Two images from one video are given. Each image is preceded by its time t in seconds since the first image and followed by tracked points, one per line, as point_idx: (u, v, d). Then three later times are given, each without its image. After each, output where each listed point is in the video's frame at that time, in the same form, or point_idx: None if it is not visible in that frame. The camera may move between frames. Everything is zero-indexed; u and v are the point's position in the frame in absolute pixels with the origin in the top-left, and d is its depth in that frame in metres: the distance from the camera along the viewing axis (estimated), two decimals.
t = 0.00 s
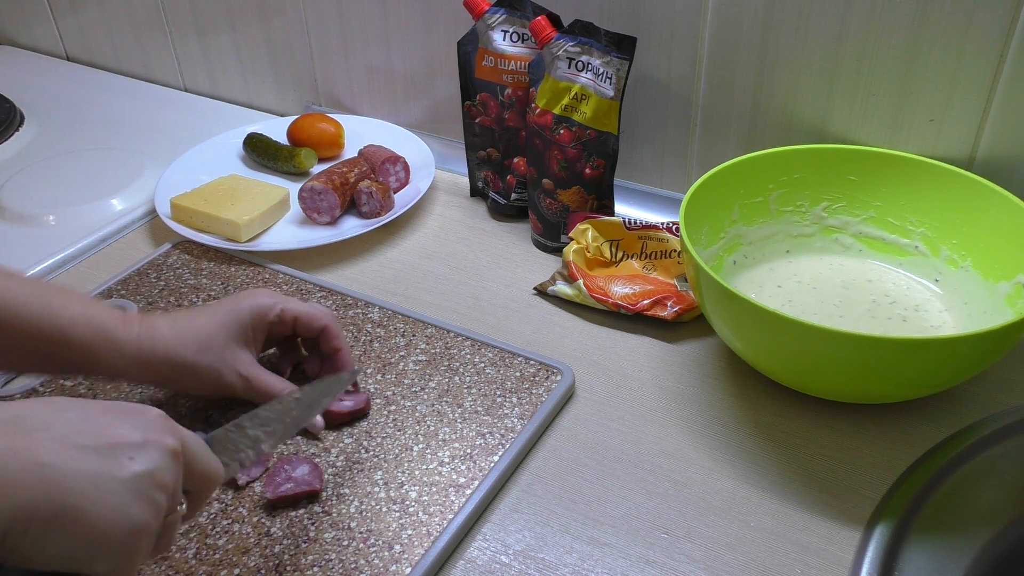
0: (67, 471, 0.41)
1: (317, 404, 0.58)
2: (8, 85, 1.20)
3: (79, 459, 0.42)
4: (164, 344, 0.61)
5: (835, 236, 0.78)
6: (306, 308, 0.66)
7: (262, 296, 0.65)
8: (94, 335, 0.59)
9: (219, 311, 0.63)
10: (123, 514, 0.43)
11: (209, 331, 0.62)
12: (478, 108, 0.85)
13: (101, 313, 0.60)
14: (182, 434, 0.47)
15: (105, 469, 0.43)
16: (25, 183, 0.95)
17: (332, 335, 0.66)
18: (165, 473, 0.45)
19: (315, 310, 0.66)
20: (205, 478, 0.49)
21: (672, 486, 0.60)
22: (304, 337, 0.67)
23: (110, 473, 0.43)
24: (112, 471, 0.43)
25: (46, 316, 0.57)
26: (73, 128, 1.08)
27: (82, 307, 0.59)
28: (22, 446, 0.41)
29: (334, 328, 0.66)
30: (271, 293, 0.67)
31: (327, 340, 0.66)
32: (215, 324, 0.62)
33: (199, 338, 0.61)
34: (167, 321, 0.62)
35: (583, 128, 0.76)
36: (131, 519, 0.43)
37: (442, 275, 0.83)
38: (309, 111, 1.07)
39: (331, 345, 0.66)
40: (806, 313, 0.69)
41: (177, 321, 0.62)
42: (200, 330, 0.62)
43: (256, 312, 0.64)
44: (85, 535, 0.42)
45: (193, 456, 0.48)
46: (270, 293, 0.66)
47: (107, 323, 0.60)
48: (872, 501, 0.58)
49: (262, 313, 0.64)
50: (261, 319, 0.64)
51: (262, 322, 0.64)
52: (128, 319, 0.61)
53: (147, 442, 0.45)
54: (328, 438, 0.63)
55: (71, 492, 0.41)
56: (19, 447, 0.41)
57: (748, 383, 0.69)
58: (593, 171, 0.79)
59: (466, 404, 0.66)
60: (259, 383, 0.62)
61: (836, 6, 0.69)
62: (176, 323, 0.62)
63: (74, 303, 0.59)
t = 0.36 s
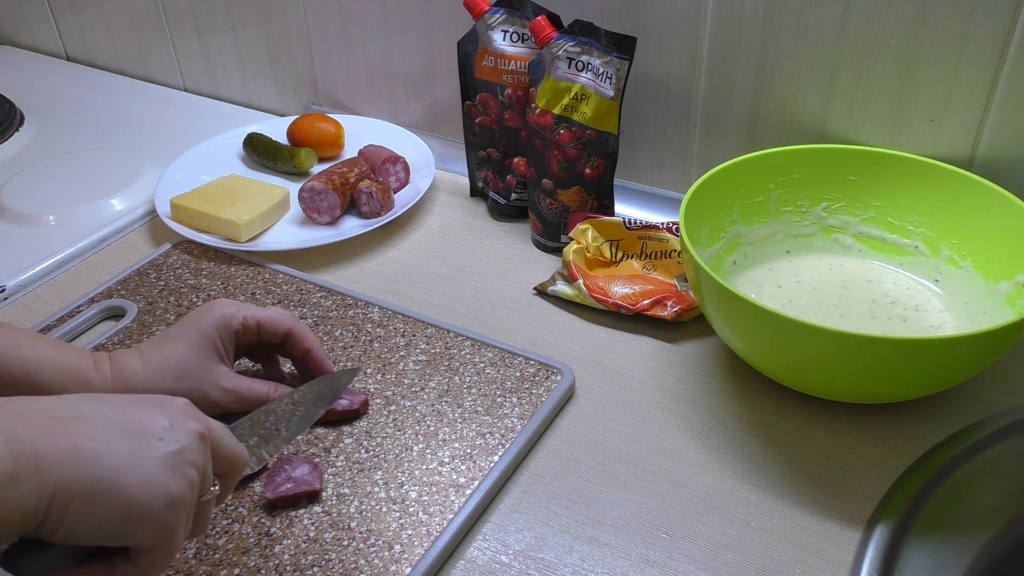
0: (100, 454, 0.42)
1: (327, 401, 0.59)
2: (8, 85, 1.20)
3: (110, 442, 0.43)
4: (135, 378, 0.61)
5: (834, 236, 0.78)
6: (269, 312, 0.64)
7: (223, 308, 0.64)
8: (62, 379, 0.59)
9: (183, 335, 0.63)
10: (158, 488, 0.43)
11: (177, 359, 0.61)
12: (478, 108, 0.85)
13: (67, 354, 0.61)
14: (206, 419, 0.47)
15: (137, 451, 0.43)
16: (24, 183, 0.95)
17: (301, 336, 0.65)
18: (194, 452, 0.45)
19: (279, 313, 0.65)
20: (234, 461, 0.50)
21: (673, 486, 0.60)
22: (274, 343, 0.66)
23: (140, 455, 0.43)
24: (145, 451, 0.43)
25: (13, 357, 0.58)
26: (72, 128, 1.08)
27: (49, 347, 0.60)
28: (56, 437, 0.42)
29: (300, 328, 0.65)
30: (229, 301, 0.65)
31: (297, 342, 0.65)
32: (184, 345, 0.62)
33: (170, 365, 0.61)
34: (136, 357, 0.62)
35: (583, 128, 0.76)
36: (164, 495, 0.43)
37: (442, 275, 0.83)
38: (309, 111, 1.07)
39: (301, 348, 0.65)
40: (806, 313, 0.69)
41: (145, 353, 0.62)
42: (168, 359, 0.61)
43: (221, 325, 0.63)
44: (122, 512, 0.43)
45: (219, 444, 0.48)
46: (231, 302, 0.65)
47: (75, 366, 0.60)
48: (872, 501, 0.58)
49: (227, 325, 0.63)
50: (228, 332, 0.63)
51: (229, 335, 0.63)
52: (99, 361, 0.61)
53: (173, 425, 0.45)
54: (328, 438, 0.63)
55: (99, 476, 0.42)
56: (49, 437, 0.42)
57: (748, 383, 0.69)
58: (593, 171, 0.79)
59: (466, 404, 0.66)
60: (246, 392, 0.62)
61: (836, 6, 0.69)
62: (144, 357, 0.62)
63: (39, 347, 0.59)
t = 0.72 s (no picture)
0: (78, 453, 0.42)
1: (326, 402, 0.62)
2: (8, 85, 1.20)
3: (89, 442, 0.43)
4: (134, 384, 0.61)
5: (835, 236, 0.78)
6: (269, 322, 0.64)
7: (222, 313, 0.63)
8: (60, 384, 0.60)
9: (181, 341, 0.62)
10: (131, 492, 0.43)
11: (175, 366, 0.61)
12: (479, 108, 0.85)
13: (67, 356, 0.61)
14: (189, 424, 0.47)
15: (116, 452, 0.43)
16: (25, 183, 0.95)
17: (300, 347, 0.64)
18: (171, 456, 0.45)
19: (279, 322, 0.64)
20: (215, 468, 0.50)
21: (673, 486, 0.60)
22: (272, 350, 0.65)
23: (117, 458, 0.43)
24: (123, 454, 0.43)
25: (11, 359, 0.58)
26: (72, 128, 1.08)
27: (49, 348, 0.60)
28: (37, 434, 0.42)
29: (299, 339, 0.64)
30: (228, 304, 0.64)
31: (297, 353, 0.64)
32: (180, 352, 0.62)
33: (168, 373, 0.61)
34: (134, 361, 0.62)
35: (583, 127, 0.76)
36: (136, 501, 0.43)
37: (442, 275, 0.83)
38: (309, 111, 1.07)
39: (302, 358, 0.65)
40: (806, 313, 0.69)
41: (143, 358, 0.62)
42: (166, 365, 0.61)
43: (220, 331, 0.62)
44: (95, 512, 0.43)
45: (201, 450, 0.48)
46: (230, 306, 0.64)
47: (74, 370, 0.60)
48: (872, 501, 0.58)
49: (226, 332, 0.62)
50: (227, 339, 0.63)
51: (228, 341, 0.63)
52: (98, 365, 0.61)
53: (154, 429, 0.45)
54: (327, 437, 0.63)
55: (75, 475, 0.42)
56: (31, 434, 0.42)
57: (748, 383, 0.69)
58: (593, 171, 0.79)
59: (466, 404, 0.66)
60: (245, 400, 0.62)
61: (836, 7, 0.69)
62: (143, 362, 0.62)
63: (39, 349, 0.60)
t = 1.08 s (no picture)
0: (163, 495, 0.48)
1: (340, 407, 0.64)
2: (8, 85, 1.20)
3: (175, 488, 0.49)
4: (135, 384, 0.61)
5: (835, 236, 0.78)
6: (269, 327, 0.63)
7: (223, 315, 0.62)
8: (63, 385, 0.61)
9: (181, 343, 0.62)
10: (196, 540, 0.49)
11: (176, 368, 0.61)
12: (478, 108, 0.85)
13: (69, 356, 0.62)
14: (258, 454, 0.53)
15: (197, 500, 0.50)
16: (25, 183, 0.95)
17: (300, 354, 0.64)
18: (238, 507, 0.51)
19: (279, 328, 0.64)
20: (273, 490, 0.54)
21: (673, 486, 0.60)
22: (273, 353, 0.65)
23: (196, 505, 0.49)
24: (201, 503, 0.50)
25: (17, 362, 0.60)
26: (72, 128, 1.08)
27: (54, 348, 0.62)
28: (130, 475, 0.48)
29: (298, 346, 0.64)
30: (229, 306, 0.63)
31: (297, 360, 0.64)
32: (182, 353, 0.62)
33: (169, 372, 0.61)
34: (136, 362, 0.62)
35: (583, 128, 0.76)
36: (202, 547, 0.50)
37: (442, 275, 0.83)
38: (309, 111, 1.07)
39: (302, 366, 0.64)
40: (806, 313, 0.69)
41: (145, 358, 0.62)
42: (166, 366, 0.62)
43: (220, 335, 0.62)
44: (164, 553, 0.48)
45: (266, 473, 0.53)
46: (231, 307, 0.63)
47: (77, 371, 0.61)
48: (872, 501, 0.58)
49: (227, 336, 0.62)
50: (227, 342, 0.62)
51: (229, 344, 0.62)
52: (100, 365, 0.62)
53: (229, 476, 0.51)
54: (328, 437, 0.63)
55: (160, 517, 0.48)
56: (127, 478, 0.48)
57: (748, 383, 0.69)
58: (593, 171, 0.79)
59: (466, 404, 0.66)
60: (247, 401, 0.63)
61: (836, 7, 0.69)
62: (145, 361, 0.62)
63: (42, 350, 0.61)
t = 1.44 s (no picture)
0: (82, 442, 0.42)
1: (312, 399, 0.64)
2: (8, 85, 1.20)
3: (95, 431, 0.43)
4: (137, 356, 0.61)
5: (835, 236, 0.78)
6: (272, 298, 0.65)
7: (229, 289, 0.64)
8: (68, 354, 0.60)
9: (185, 314, 0.63)
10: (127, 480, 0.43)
11: (180, 340, 0.62)
12: (479, 108, 0.85)
13: (74, 330, 0.62)
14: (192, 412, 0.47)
15: (120, 442, 0.43)
16: (25, 183, 0.95)
17: (304, 322, 0.66)
18: (174, 448, 0.45)
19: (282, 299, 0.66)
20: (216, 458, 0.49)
21: (673, 486, 0.60)
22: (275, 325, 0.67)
23: (123, 446, 0.43)
24: (127, 444, 0.44)
25: (23, 336, 0.59)
26: (72, 128, 1.08)
27: (58, 325, 0.61)
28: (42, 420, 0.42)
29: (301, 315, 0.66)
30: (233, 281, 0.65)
31: (302, 327, 0.66)
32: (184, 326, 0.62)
33: (173, 342, 0.62)
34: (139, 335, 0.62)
35: (582, 127, 0.76)
36: (142, 490, 0.44)
37: (442, 275, 0.82)
38: (309, 111, 1.07)
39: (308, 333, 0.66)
40: (806, 313, 0.69)
41: (149, 331, 0.63)
42: (169, 337, 0.62)
43: (224, 306, 0.63)
44: (96, 503, 0.43)
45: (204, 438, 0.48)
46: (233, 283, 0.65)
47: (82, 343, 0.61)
48: (872, 501, 0.58)
49: (230, 306, 0.64)
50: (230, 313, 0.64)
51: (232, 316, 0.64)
52: (102, 336, 0.62)
53: (158, 420, 0.45)
54: (328, 437, 0.63)
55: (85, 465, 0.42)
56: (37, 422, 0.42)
57: (748, 384, 0.69)
58: (593, 171, 0.79)
59: (466, 404, 0.66)
60: (244, 375, 0.62)
61: (836, 6, 0.69)
62: (147, 333, 0.62)
63: (45, 323, 0.61)
